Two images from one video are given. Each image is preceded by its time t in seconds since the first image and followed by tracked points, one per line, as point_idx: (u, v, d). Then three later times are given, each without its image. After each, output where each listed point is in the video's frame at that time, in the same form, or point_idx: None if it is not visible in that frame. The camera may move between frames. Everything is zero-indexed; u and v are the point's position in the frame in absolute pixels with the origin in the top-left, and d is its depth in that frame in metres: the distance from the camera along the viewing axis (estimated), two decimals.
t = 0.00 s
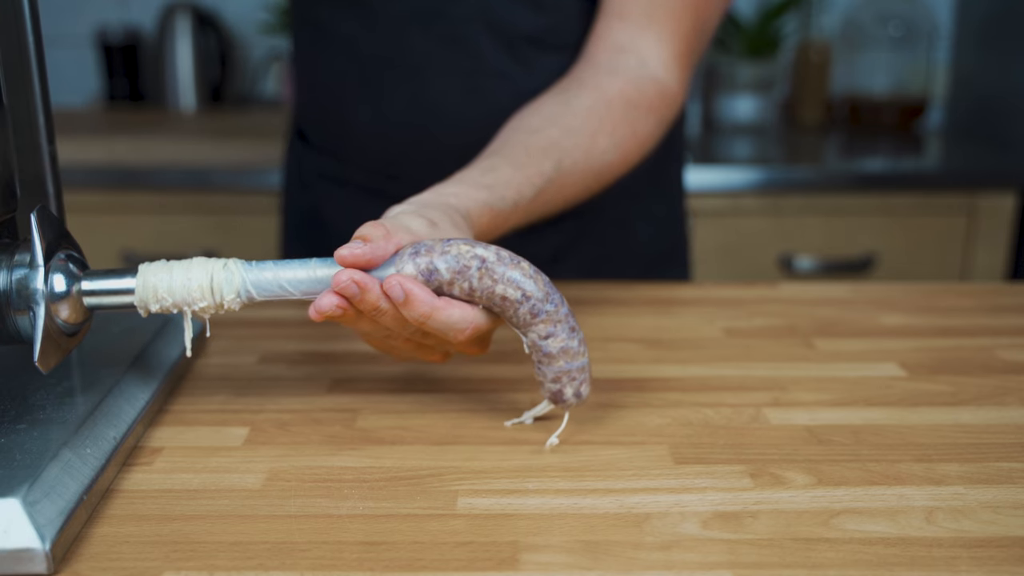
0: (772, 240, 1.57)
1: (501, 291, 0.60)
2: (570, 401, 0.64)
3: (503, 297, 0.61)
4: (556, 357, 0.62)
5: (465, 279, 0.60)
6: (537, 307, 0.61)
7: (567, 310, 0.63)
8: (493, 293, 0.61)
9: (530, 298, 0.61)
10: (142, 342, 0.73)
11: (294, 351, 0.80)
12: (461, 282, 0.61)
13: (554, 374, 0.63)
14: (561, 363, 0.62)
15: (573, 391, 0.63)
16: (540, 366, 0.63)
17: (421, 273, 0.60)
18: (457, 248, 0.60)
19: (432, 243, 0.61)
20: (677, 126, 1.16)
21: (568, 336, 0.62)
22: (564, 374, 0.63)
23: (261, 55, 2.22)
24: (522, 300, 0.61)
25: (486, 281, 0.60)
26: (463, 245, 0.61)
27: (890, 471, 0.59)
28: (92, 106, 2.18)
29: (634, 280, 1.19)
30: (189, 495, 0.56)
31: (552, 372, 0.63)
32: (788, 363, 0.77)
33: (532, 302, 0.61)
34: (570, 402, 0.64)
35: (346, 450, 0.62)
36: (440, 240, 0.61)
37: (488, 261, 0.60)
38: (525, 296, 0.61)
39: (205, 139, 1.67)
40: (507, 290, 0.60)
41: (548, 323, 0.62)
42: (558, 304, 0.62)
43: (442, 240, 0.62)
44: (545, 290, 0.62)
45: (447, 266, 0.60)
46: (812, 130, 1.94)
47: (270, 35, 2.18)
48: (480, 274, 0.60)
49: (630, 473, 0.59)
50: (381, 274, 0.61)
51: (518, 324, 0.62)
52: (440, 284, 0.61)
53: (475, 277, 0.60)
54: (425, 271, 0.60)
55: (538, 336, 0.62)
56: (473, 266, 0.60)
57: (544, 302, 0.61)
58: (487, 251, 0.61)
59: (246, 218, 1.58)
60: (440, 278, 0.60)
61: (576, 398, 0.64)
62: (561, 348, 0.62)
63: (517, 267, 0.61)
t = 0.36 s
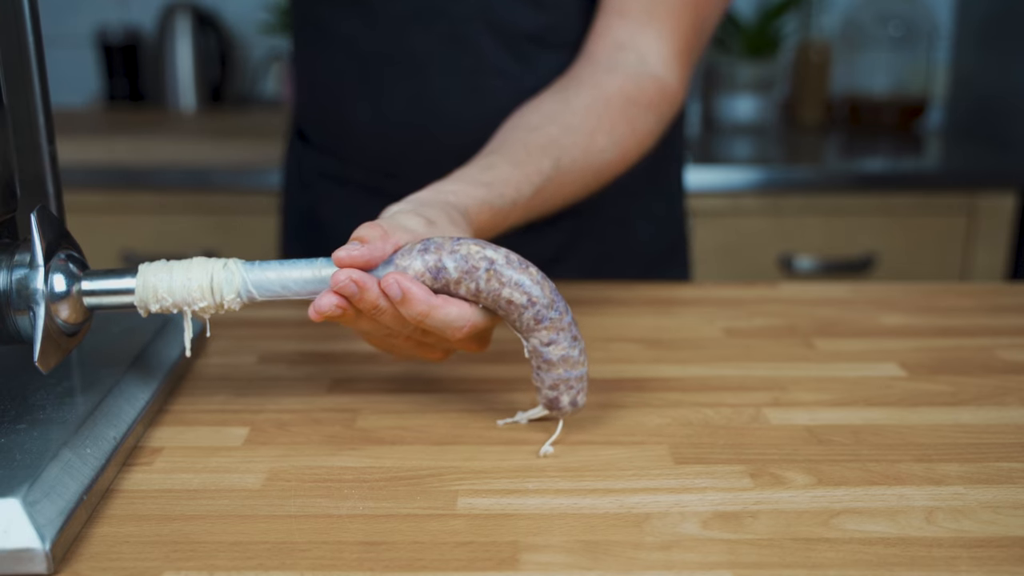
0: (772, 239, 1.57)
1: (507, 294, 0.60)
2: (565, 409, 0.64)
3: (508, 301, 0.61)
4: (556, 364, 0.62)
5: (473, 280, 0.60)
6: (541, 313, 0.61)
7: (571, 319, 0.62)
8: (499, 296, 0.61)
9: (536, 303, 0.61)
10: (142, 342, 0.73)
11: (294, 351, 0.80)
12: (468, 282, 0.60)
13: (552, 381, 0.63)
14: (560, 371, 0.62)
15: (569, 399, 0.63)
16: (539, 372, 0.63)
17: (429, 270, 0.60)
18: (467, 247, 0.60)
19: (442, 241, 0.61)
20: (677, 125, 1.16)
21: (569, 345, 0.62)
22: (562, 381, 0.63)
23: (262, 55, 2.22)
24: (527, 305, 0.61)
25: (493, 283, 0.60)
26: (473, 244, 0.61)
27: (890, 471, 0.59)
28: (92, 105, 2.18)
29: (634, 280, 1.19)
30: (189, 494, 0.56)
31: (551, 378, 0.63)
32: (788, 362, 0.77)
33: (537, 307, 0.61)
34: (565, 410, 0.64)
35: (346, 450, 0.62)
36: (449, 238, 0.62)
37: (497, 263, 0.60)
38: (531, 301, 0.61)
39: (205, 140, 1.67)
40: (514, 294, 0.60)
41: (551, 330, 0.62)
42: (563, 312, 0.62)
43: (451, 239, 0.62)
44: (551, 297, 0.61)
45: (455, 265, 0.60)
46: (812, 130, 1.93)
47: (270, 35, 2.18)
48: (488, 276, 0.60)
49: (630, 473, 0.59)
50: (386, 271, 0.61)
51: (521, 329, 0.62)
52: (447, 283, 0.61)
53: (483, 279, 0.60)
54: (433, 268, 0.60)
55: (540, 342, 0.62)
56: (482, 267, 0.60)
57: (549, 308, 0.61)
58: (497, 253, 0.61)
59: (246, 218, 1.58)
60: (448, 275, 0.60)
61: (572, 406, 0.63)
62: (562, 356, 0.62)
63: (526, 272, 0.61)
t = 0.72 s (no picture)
0: (773, 240, 1.57)
1: (512, 295, 0.60)
2: (569, 410, 0.64)
3: (514, 301, 0.60)
4: (560, 365, 0.62)
5: (479, 279, 0.60)
6: (546, 314, 0.61)
7: (576, 320, 0.62)
8: (504, 296, 0.60)
9: (541, 304, 0.61)
10: (142, 342, 0.73)
11: (295, 351, 0.80)
12: (474, 281, 0.60)
13: (556, 381, 0.63)
14: (564, 371, 0.63)
15: (573, 400, 0.63)
16: (544, 373, 0.63)
17: (435, 268, 0.60)
18: (472, 246, 0.60)
19: (448, 240, 0.61)
20: (677, 124, 1.17)
21: (574, 346, 0.62)
22: (566, 382, 0.63)
23: (261, 56, 2.22)
24: (533, 306, 0.61)
25: (499, 283, 0.60)
26: (479, 244, 0.61)
27: (890, 471, 0.59)
28: (92, 105, 2.18)
29: (634, 280, 1.19)
30: (189, 494, 0.56)
31: (555, 379, 0.63)
32: (788, 362, 0.77)
33: (542, 308, 0.61)
34: (570, 411, 0.64)
35: (346, 450, 0.62)
36: (456, 237, 0.61)
37: (503, 262, 0.60)
38: (536, 302, 0.60)
39: (205, 139, 1.67)
40: (519, 294, 0.60)
41: (556, 331, 0.62)
42: (568, 313, 0.62)
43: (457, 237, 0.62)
44: (556, 298, 0.61)
45: (461, 264, 0.60)
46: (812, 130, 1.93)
47: (270, 35, 2.18)
48: (494, 275, 0.60)
49: (630, 473, 0.59)
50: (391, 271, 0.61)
51: (526, 329, 0.62)
52: (453, 282, 0.61)
53: (488, 278, 0.60)
54: (439, 267, 0.60)
55: (544, 343, 0.62)
56: (488, 267, 0.60)
57: (554, 309, 0.61)
58: (503, 253, 0.61)
59: (246, 218, 1.58)
60: (454, 275, 0.60)
61: (575, 407, 0.64)
62: (566, 357, 0.62)
63: (532, 273, 0.61)
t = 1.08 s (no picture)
0: (773, 239, 1.57)
1: (515, 308, 0.60)
2: (557, 427, 0.63)
3: (516, 315, 0.60)
4: (554, 383, 0.62)
5: (484, 288, 0.60)
6: (546, 331, 0.61)
7: (575, 341, 0.62)
8: (507, 309, 0.60)
9: (542, 321, 0.60)
10: (141, 342, 0.72)
11: (294, 351, 0.80)
12: (479, 289, 0.60)
13: (547, 398, 0.62)
14: (557, 389, 0.62)
15: (563, 418, 0.63)
16: (537, 388, 0.63)
17: (442, 272, 0.60)
18: (483, 253, 0.60)
19: (459, 245, 0.60)
20: (677, 124, 1.17)
21: (570, 365, 0.62)
22: (558, 400, 0.62)
23: (262, 55, 2.22)
24: (534, 321, 0.60)
25: (504, 295, 0.60)
26: (490, 252, 0.60)
27: (890, 471, 0.59)
28: (93, 105, 2.18)
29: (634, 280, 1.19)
30: (189, 494, 0.56)
31: (547, 396, 0.62)
32: (788, 362, 0.77)
33: (543, 325, 0.60)
34: (558, 428, 0.63)
35: (345, 450, 0.62)
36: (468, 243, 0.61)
37: (510, 275, 0.60)
38: (538, 318, 0.60)
39: (205, 140, 1.67)
40: (523, 308, 0.60)
41: (554, 349, 0.61)
42: (568, 332, 0.62)
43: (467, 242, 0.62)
44: (558, 316, 0.61)
45: (468, 271, 0.60)
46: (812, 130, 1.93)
47: (270, 34, 2.18)
48: (500, 287, 0.60)
49: (630, 473, 0.59)
50: (397, 268, 0.61)
51: (524, 343, 0.62)
52: (459, 288, 0.60)
53: (494, 288, 0.60)
54: (447, 270, 0.60)
55: (542, 358, 0.62)
56: (494, 277, 0.60)
57: (555, 328, 0.61)
58: (513, 266, 0.60)
59: (246, 218, 1.58)
60: (459, 280, 0.60)
61: (564, 425, 0.63)
62: (561, 375, 0.62)
63: (538, 289, 0.60)
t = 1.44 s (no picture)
0: (773, 239, 1.57)
1: (520, 309, 0.60)
2: (557, 426, 0.63)
3: (520, 316, 0.60)
4: (555, 383, 0.62)
5: (490, 288, 0.60)
6: (549, 333, 0.60)
7: (579, 342, 0.62)
8: (512, 309, 0.60)
9: (546, 323, 0.60)
10: (141, 342, 0.72)
11: (294, 351, 0.80)
12: (484, 289, 0.60)
13: (548, 398, 0.62)
14: (558, 390, 0.62)
15: (563, 417, 0.63)
16: (538, 387, 0.63)
17: (448, 269, 0.60)
18: (490, 253, 0.60)
19: (466, 243, 0.60)
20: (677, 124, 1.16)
21: (572, 366, 0.62)
22: (559, 400, 0.62)
23: (261, 55, 2.22)
24: (538, 323, 0.60)
25: (509, 296, 0.60)
26: (497, 252, 0.60)
27: (890, 471, 0.59)
28: (93, 106, 2.19)
29: (633, 280, 1.19)
30: (189, 494, 0.56)
31: (548, 396, 0.62)
32: (788, 362, 0.77)
33: (546, 327, 0.60)
34: (558, 427, 0.63)
35: (345, 450, 0.62)
36: (475, 242, 0.61)
37: (517, 276, 0.60)
38: (542, 320, 0.60)
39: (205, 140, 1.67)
40: (527, 310, 0.60)
41: (557, 350, 0.61)
42: (572, 334, 0.61)
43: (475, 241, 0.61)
44: (563, 317, 0.61)
45: (475, 270, 0.60)
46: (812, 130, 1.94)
47: (270, 34, 2.18)
48: (505, 288, 0.59)
49: (630, 473, 0.59)
50: (400, 266, 0.61)
51: (527, 344, 0.62)
52: (464, 287, 0.60)
53: (499, 289, 0.59)
54: (452, 268, 0.60)
55: (544, 359, 0.62)
56: (500, 278, 0.59)
57: (558, 329, 0.61)
58: (519, 266, 0.60)
59: (246, 218, 1.58)
60: (465, 279, 0.60)
61: (564, 424, 0.63)
62: (562, 376, 0.62)
63: (543, 290, 0.60)
